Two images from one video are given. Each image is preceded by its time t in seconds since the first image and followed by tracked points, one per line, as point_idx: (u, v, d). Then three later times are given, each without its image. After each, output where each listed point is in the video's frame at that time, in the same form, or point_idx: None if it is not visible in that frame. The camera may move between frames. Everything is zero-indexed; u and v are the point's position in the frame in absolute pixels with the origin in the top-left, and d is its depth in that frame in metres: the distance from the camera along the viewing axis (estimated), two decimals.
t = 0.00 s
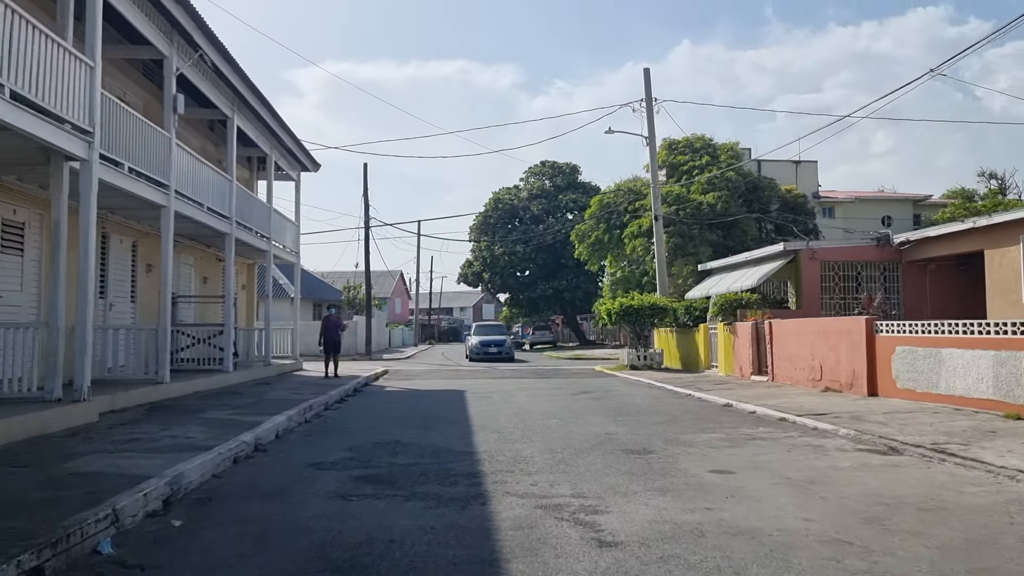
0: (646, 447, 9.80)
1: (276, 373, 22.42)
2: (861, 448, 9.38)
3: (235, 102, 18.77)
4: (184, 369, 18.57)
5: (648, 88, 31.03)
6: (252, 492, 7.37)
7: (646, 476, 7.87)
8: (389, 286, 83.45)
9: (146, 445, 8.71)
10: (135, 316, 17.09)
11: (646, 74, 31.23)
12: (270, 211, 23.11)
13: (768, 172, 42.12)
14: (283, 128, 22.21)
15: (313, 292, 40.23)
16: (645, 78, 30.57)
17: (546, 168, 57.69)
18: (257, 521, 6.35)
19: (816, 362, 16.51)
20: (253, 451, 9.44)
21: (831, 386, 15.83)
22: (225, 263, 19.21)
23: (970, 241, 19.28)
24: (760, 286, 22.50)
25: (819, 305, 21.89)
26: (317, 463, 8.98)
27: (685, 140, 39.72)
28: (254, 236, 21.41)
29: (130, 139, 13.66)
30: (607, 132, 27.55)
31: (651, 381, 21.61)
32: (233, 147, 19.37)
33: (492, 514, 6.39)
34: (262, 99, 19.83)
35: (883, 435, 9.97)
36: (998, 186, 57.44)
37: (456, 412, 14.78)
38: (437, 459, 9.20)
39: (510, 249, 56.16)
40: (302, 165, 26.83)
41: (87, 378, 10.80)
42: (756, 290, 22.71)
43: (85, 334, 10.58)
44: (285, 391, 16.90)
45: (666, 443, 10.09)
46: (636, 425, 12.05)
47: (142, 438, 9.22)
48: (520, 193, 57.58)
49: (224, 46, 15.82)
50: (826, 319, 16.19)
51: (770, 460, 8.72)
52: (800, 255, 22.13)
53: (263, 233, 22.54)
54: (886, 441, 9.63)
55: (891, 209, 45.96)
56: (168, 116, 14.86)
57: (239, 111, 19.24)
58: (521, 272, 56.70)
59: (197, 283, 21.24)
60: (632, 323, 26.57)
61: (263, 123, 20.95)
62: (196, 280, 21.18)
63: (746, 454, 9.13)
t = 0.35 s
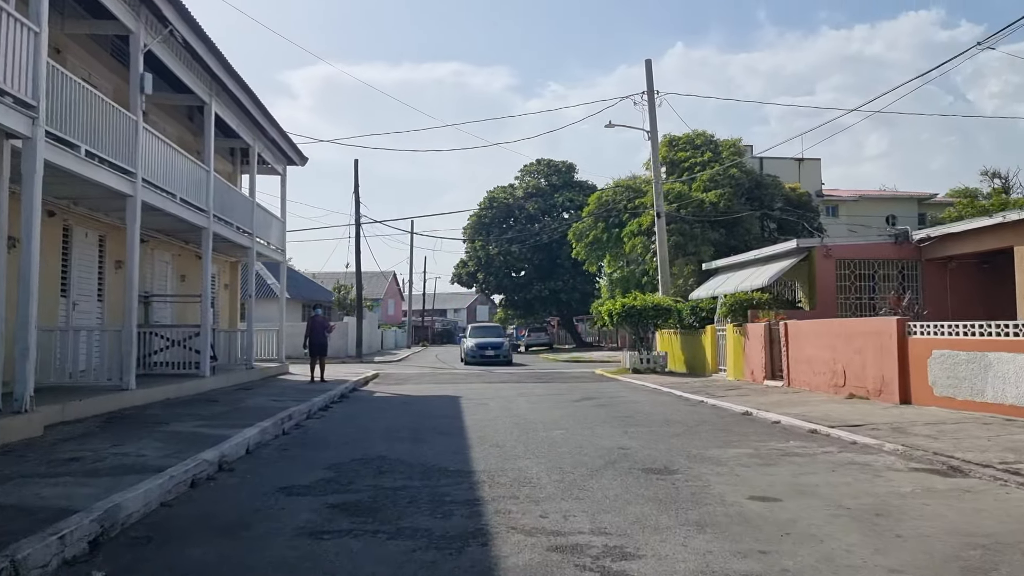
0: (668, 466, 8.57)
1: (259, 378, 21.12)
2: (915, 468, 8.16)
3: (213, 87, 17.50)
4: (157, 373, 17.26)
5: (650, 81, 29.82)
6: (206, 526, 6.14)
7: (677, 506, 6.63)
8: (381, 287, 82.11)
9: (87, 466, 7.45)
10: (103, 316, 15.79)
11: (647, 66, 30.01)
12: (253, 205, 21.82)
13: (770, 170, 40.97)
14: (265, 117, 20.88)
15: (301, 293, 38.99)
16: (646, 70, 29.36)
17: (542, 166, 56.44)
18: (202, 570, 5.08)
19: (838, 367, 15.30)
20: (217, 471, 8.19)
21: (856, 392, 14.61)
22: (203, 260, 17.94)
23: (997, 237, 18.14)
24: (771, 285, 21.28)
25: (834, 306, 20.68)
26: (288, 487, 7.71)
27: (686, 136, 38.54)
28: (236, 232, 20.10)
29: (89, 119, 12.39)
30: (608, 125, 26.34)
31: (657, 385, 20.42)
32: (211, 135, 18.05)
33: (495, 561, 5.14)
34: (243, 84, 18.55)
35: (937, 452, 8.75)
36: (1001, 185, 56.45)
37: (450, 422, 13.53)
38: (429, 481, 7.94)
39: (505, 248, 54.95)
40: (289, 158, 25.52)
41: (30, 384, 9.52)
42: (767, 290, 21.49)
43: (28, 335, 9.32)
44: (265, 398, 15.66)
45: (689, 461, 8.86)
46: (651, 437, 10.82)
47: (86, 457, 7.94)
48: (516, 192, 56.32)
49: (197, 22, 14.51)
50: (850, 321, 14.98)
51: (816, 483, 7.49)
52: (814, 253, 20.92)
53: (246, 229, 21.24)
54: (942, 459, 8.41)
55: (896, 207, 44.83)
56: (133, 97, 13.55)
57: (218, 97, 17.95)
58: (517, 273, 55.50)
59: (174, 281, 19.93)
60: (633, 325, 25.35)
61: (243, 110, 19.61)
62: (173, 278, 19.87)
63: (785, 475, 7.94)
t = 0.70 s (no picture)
0: (700, 488, 7.39)
1: (243, 380, 19.89)
2: (992, 492, 6.98)
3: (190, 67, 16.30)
4: (132, 375, 16.02)
5: (655, 71, 28.62)
6: (143, 572, 4.93)
7: (723, 543, 5.45)
8: (376, 287, 80.77)
9: (13, 491, 6.24)
10: (70, 313, 14.55)
11: (652, 56, 28.81)
12: (237, 196, 20.59)
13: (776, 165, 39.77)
14: (249, 101, 19.64)
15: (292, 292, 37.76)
16: (651, 59, 28.17)
17: (540, 163, 55.15)
18: None
19: (867, 371, 14.12)
20: (174, 495, 6.99)
21: (888, 399, 13.42)
22: (179, 253, 16.73)
23: None
24: (786, 283, 20.09)
25: (853, 305, 19.48)
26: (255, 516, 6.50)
27: (689, 131, 37.38)
28: (217, 224, 18.87)
29: (45, 94, 11.24)
30: (612, 116, 25.16)
31: (666, 389, 19.22)
32: (189, 119, 16.81)
33: None
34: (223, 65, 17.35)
35: (1011, 471, 7.57)
36: (1008, 184, 55.33)
37: (446, 430, 12.32)
38: (422, 508, 6.74)
39: (503, 246, 53.73)
40: (276, 148, 24.26)
41: None
42: (781, 288, 20.29)
43: None
44: (245, 403, 14.44)
45: (723, 481, 7.68)
46: (673, 451, 9.63)
47: (17, 478, 6.74)
48: (513, 188, 55.02)
49: None
50: (881, 320, 13.79)
51: (882, 513, 6.31)
52: (831, 248, 19.74)
53: (229, 221, 20.01)
54: (1020, 480, 7.23)
55: (905, 205, 43.63)
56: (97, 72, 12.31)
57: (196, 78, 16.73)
58: (514, 271, 54.26)
59: (152, 277, 18.70)
60: (638, 325, 24.13)
61: (224, 93, 18.39)
62: (151, 274, 18.64)
63: (840, 500, 6.78)
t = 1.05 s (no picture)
0: (750, 519, 6.17)
1: (228, 383, 18.65)
2: None
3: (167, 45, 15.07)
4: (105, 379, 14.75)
5: (664, 59, 27.38)
6: None
7: None
8: (373, 286, 79.53)
9: None
10: (34, 311, 13.29)
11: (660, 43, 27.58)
12: (223, 187, 19.36)
13: (786, 160, 38.56)
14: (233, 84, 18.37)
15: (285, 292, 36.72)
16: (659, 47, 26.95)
17: (541, 160, 53.96)
18: None
19: (906, 375, 12.92)
20: (116, 530, 5.76)
21: (932, 406, 12.22)
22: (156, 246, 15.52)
23: None
24: (807, 279, 18.88)
25: (879, 303, 18.28)
26: (211, 559, 5.27)
27: (696, 124, 36.19)
28: (200, 216, 17.64)
29: None
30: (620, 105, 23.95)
31: (679, 392, 18.04)
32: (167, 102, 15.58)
33: None
34: (203, 44, 16.16)
35: None
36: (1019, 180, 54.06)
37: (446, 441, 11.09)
38: (417, 547, 5.51)
39: (503, 244, 52.49)
40: (265, 137, 23.02)
41: None
42: (802, 285, 19.08)
43: None
44: (226, 408, 13.23)
45: (775, 509, 6.46)
46: (706, 468, 8.39)
47: None
48: (514, 185, 53.80)
49: None
50: (923, 319, 12.61)
51: (986, 556, 5.09)
52: (855, 242, 18.55)
53: (214, 215, 18.81)
54: None
55: (917, 201, 42.40)
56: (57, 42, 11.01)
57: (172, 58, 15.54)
58: (515, 270, 53.07)
59: (130, 272, 17.47)
60: (647, 324, 22.94)
61: (207, 74, 17.14)
62: (129, 270, 17.40)
63: (927, 537, 5.56)
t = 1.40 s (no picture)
0: (818, 561, 5.05)
1: (214, 388, 17.52)
2: None
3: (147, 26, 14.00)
4: (76, 383, 13.62)
5: (672, 48, 26.28)
6: None
7: None
8: (372, 287, 78.51)
9: None
10: None
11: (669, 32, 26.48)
12: (209, 179, 18.25)
13: (795, 155, 37.47)
14: (220, 68, 17.24)
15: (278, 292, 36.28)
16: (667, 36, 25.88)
17: (543, 157, 52.91)
18: None
19: (951, 381, 11.84)
20: None
21: (983, 414, 11.13)
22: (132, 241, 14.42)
23: None
24: (831, 276, 17.74)
25: (909, 302, 17.14)
26: None
27: (703, 119, 35.13)
28: (181, 209, 16.54)
29: None
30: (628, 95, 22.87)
31: (695, 397, 16.97)
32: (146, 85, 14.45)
33: None
34: (186, 24, 15.05)
35: None
36: None
37: (447, 455, 9.96)
38: None
39: (505, 243, 51.42)
40: (255, 129, 21.89)
41: None
42: (826, 282, 17.94)
43: None
44: (207, 416, 12.17)
45: (845, 548, 5.34)
46: (747, 491, 7.27)
47: None
48: (516, 182, 52.74)
49: None
50: (969, 320, 11.54)
51: None
52: (882, 236, 17.41)
53: (198, 209, 17.69)
54: None
55: (929, 198, 41.30)
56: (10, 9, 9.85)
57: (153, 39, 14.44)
58: (516, 270, 51.99)
59: (108, 270, 16.40)
60: (657, 325, 21.84)
61: (190, 56, 16.00)
62: (106, 267, 16.33)
63: None
